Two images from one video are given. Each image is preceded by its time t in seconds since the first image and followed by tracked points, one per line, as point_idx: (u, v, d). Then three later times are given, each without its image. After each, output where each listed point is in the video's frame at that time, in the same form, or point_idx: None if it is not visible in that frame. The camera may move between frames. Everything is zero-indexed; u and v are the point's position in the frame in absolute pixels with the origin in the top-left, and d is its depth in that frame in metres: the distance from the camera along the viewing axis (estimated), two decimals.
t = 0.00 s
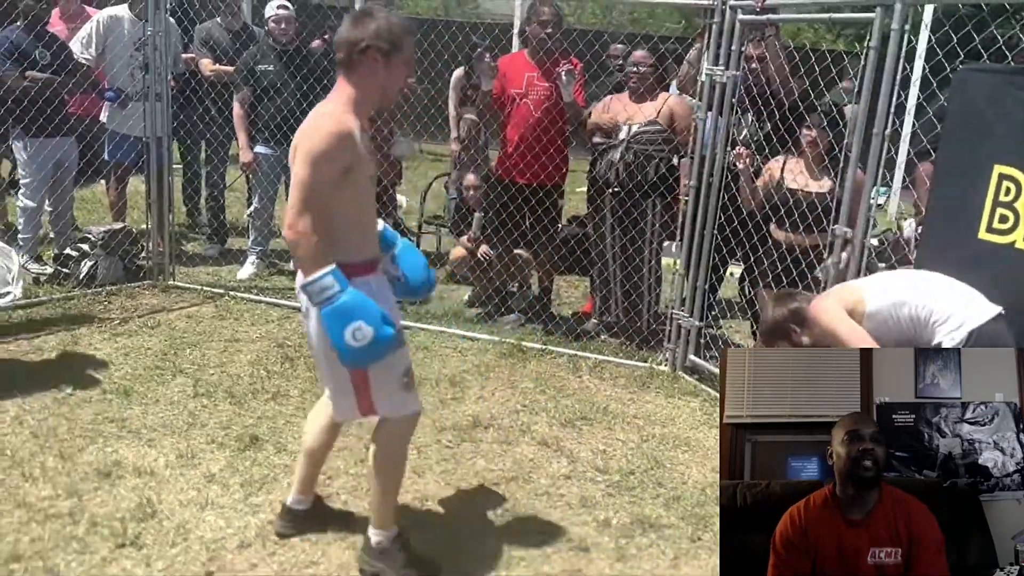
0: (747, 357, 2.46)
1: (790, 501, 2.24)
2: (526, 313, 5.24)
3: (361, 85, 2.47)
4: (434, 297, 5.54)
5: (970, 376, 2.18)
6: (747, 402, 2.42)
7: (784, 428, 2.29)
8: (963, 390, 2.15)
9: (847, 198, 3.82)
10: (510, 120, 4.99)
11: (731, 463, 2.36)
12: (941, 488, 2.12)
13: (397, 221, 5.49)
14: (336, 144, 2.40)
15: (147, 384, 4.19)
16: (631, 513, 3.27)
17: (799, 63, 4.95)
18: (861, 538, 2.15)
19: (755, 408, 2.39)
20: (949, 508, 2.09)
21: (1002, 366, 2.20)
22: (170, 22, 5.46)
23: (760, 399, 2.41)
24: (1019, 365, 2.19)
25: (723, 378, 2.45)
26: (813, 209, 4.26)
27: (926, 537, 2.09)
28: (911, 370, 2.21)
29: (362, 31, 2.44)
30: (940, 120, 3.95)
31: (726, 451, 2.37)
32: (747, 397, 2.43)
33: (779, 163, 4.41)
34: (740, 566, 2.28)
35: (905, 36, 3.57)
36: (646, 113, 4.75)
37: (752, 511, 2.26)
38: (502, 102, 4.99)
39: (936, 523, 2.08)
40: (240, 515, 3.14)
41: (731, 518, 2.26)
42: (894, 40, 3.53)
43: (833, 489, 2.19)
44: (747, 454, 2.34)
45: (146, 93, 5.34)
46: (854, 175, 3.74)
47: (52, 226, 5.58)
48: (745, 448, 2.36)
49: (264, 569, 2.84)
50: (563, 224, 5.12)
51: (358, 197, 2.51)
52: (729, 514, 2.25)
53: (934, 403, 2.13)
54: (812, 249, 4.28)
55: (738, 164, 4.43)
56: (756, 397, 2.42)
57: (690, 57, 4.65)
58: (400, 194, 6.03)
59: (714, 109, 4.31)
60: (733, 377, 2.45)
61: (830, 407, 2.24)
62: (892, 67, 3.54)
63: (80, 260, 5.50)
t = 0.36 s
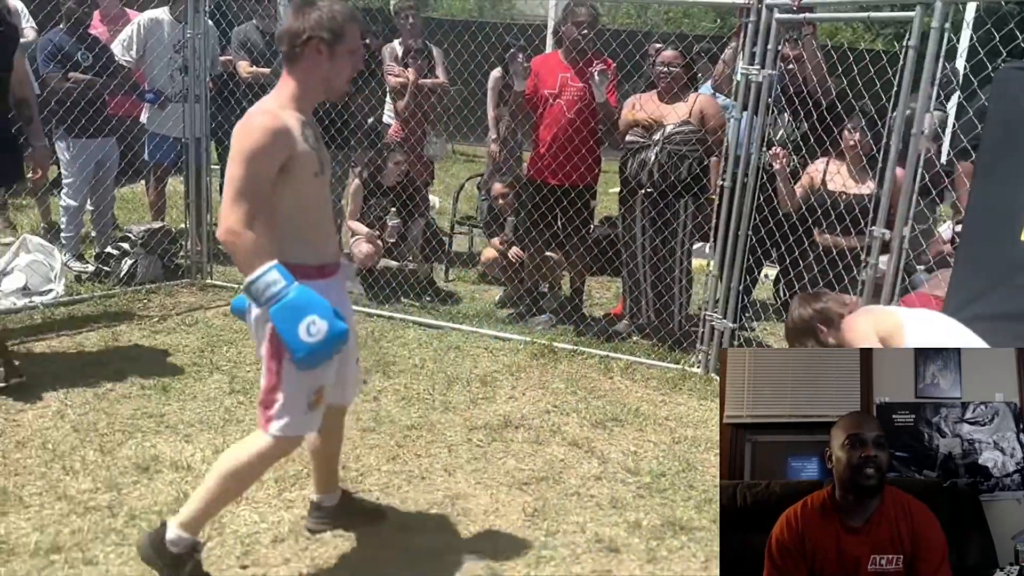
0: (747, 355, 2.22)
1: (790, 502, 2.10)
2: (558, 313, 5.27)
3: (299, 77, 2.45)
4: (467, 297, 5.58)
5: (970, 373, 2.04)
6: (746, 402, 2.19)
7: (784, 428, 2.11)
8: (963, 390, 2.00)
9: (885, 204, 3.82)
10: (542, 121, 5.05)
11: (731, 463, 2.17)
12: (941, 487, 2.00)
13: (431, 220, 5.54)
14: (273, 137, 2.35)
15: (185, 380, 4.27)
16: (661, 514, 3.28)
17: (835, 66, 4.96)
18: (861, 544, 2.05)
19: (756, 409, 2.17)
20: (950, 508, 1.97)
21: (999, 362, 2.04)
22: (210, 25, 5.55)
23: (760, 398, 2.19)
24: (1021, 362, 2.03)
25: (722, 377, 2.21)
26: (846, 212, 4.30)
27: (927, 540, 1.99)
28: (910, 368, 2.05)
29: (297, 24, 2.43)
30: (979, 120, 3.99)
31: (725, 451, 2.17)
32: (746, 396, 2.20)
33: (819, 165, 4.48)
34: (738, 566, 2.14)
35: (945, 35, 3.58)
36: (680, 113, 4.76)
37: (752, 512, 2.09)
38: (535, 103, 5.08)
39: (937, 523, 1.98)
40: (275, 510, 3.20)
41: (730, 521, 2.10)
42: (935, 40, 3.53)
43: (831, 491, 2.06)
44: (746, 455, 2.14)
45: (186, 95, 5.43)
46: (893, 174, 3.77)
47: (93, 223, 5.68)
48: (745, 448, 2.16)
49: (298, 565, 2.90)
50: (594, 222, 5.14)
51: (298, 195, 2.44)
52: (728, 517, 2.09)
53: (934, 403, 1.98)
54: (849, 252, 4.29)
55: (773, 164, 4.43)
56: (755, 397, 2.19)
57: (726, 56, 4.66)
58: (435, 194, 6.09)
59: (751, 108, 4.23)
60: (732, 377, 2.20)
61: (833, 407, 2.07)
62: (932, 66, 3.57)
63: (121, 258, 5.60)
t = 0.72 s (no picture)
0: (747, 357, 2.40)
1: (791, 501, 2.24)
2: (594, 312, 5.25)
3: (220, 69, 2.30)
4: (503, 294, 5.59)
5: (971, 374, 2.19)
6: (747, 402, 2.37)
7: (784, 428, 2.27)
8: (963, 389, 2.16)
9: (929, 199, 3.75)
10: (579, 117, 5.04)
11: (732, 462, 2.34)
12: (941, 488, 2.15)
13: (468, 217, 5.56)
14: (228, 130, 2.24)
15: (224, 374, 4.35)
16: (693, 516, 3.25)
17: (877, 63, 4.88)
18: (861, 543, 2.15)
19: (755, 409, 2.35)
20: (949, 508, 2.12)
21: (1001, 364, 2.18)
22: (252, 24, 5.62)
23: (760, 398, 2.36)
24: (1020, 363, 2.17)
25: (723, 377, 2.39)
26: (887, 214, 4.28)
27: (925, 539, 2.11)
28: (911, 369, 2.22)
29: (218, 15, 2.28)
30: None
31: (726, 451, 2.34)
32: (746, 396, 2.38)
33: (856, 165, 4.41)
34: (741, 564, 2.29)
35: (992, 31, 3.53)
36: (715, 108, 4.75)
37: (753, 510, 2.25)
38: (571, 99, 5.07)
39: (935, 523, 2.10)
40: (307, 503, 3.24)
41: (731, 519, 2.26)
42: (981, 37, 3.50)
43: (831, 491, 2.20)
44: (747, 454, 2.31)
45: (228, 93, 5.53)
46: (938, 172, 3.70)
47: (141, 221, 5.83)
48: (745, 448, 2.33)
49: (328, 559, 2.95)
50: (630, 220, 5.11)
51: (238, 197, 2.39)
52: (729, 515, 2.26)
53: (934, 403, 2.15)
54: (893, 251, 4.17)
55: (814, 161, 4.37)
56: (756, 398, 2.37)
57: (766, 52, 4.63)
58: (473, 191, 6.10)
59: (791, 105, 4.21)
60: (733, 377, 2.39)
61: (831, 408, 2.25)
62: (978, 63, 3.52)
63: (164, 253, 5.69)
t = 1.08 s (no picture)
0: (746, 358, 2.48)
1: (790, 501, 2.29)
2: (616, 308, 5.22)
3: (100, 65, 2.34)
4: (526, 290, 5.58)
5: (971, 375, 2.24)
6: (747, 402, 2.44)
7: (784, 428, 2.34)
8: (963, 390, 2.21)
9: (957, 192, 3.62)
10: (602, 112, 5.01)
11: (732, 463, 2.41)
12: (940, 488, 2.20)
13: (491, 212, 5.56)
14: (102, 126, 2.22)
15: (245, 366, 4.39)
16: (704, 513, 3.22)
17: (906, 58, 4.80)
18: (861, 540, 2.22)
19: (755, 409, 2.42)
20: (949, 508, 2.17)
21: (1002, 365, 2.24)
22: (278, 19, 5.65)
23: (760, 398, 2.44)
24: (1020, 364, 2.23)
25: (723, 377, 2.48)
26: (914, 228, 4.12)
27: (925, 538, 2.18)
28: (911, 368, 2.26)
29: (109, 6, 2.35)
30: None
31: (726, 451, 2.41)
32: (746, 397, 2.46)
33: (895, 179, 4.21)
34: (740, 564, 2.37)
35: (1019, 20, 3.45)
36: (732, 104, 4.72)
37: (752, 511, 2.33)
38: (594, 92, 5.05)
39: (935, 523, 2.17)
40: (319, 494, 3.27)
41: (731, 519, 2.34)
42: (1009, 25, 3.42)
43: (832, 488, 2.25)
44: (747, 454, 2.39)
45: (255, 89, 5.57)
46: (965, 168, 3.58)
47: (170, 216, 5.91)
48: (745, 448, 2.40)
49: (337, 549, 2.96)
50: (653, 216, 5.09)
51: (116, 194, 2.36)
52: (729, 514, 2.33)
53: (935, 403, 2.19)
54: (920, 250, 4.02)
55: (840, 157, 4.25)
56: (756, 397, 2.44)
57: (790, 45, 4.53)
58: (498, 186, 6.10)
59: (818, 99, 4.09)
60: (733, 377, 2.48)
61: (830, 408, 2.31)
62: (1007, 54, 3.42)
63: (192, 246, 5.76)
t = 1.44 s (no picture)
0: (746, 358, 2.45)
1: (790, 501, 2.23)
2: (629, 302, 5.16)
3: None
4: (539, 283, 5.54)
5: (971, 374, 2.19)
6: (746, 402, 2.42)
7: (784, 427, 2.30)
8: (963, 390, 2.16)
9: (969, 183, 3.52)
10: (615, 102, 4.96)
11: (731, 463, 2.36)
12: (941, 488, 2.14)
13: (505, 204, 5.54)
14: None
15: (254, 357, 4.39)
16: (706, 508, 3.17)
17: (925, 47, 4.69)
18: (862, 540, 2.14)
19: (755, 409, 2.39)
20: (949, 507, 2.11)
21: (1001, 364, 2.19)
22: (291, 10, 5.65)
23: (760, 398, 2.41)
24: (1020, 363, 2.18)
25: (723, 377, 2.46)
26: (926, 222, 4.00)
27: (925, 537, 2.11)
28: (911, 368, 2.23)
29: None
30: None
31: (726, 451, 2.36)
32: (746, 397, 2.43)
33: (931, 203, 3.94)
34: (741, 564, 2.30)
35: None
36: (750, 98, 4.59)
37: (753, 511, 2.26)
38: (610, 81, 4.97)
39: (935, 522, 2.10)
40: (318, 485, 3.26)
41: (731, 518, 2.28)
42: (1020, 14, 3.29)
43: (833, 488, 2.19)
44: (747, 454, 2.34)
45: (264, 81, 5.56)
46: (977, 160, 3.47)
47: (189, 208, 5.94)
48: (745, 448, 2.36)
49: (332, 539, 2.94)
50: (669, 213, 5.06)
51: None
52: (728, 514, 2.27)
53: (935, 403, 2.15)
54: (928, 239, 3.92)
55: (852, 145, 4.21)
56: (756, 398, 2.41)
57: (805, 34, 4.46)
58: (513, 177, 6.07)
59: (832, 88, 4.00)
60: (733, 377, 2.45)
61: (830, 407, 2.27)
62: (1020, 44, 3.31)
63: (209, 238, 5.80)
